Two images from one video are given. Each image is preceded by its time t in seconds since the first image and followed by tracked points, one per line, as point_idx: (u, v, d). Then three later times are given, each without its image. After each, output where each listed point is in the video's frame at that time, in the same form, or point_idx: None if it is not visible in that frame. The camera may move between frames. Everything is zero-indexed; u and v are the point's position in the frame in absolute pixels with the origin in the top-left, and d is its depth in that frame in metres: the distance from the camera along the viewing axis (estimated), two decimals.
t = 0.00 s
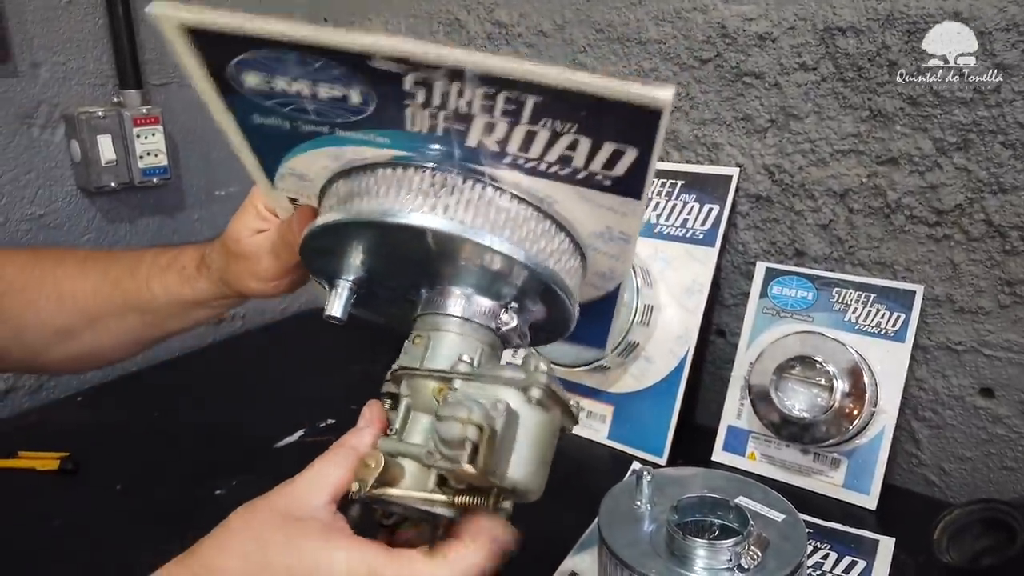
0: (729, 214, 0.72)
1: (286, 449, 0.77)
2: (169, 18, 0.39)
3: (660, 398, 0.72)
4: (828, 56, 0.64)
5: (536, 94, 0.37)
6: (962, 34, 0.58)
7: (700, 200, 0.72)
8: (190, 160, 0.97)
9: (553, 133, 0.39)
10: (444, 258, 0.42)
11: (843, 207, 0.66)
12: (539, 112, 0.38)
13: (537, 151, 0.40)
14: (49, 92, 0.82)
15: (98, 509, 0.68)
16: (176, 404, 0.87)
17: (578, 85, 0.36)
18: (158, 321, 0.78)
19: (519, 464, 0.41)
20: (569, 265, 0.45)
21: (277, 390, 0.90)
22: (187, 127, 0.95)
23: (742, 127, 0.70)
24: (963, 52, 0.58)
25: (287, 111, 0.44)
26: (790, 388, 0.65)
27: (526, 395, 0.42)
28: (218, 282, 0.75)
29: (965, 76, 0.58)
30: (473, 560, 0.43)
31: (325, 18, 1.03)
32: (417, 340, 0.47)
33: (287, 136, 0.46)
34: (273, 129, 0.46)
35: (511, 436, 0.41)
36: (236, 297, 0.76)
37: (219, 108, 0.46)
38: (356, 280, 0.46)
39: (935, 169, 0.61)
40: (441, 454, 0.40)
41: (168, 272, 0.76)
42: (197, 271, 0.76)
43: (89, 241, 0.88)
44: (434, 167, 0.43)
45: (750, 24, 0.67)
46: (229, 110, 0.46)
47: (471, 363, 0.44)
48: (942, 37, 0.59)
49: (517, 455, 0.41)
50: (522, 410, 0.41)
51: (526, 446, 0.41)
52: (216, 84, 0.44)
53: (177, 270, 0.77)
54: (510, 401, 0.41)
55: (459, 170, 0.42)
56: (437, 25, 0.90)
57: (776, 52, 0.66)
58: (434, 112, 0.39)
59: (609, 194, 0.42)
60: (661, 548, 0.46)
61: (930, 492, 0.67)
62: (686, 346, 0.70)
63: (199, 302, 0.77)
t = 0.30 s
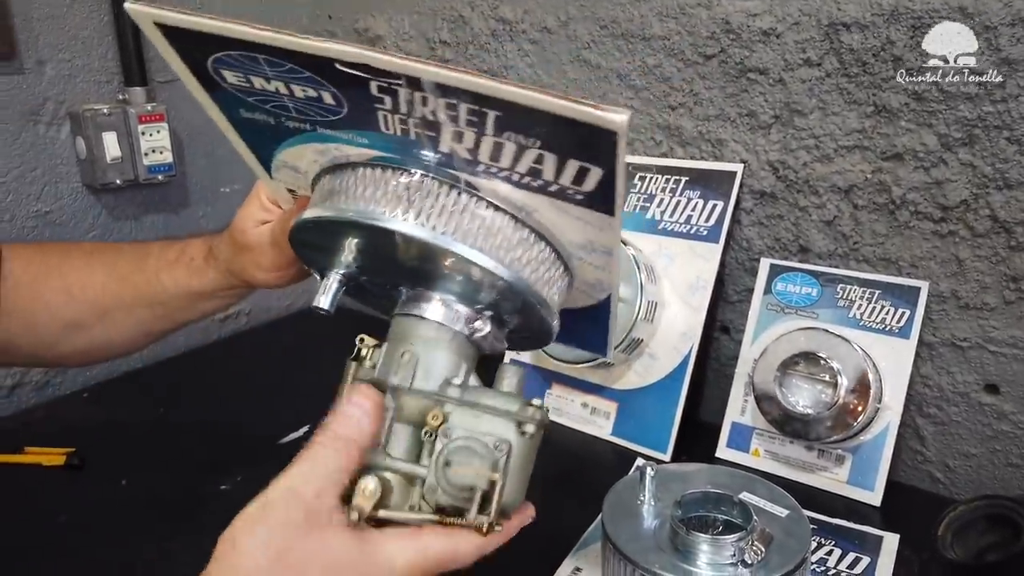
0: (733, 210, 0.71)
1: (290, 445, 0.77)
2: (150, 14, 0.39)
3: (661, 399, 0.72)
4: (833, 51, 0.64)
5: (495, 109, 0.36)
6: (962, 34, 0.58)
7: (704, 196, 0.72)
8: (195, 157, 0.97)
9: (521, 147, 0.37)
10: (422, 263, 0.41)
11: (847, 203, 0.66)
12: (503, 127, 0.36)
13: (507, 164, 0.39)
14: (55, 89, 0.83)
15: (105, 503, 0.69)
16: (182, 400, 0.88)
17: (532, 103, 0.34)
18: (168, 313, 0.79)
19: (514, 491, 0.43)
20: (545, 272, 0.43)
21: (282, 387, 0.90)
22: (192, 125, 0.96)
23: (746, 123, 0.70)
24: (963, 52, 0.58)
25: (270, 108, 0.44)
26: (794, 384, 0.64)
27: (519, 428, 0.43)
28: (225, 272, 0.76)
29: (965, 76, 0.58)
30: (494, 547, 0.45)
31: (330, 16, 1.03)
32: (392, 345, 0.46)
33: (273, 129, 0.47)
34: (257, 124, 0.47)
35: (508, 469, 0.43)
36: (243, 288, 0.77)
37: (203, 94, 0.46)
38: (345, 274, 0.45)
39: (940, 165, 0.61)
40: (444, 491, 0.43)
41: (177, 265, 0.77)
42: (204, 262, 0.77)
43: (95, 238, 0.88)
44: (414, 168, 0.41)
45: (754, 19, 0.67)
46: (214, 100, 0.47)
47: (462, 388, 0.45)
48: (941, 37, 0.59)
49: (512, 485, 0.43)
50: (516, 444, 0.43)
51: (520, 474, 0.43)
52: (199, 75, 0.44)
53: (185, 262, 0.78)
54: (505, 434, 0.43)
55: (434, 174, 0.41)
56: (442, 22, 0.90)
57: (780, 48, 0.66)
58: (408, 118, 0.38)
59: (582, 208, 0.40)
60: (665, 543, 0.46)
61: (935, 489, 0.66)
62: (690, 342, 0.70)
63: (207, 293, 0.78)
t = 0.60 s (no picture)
0: (738, 209, 0.72)
1: (297, 442, 0.78)
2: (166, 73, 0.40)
3: (671, 391, 0.72)
4: (837, 51, 0.64)
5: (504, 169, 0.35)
6: (962, 34, 0.58)
7: (708, 195, 0.72)
8: (202, 156, 0.98)
9: (541, 204, 0.38)
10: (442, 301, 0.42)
11: (851, 203, 0.66)
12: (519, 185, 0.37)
13: (528, 213, 0.39)
14: (63, 89, 0.83)
15: (115, 499, 0.69)
16: (190, 398, 0.88)
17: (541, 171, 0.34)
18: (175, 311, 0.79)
19: (479, 502, 0.42)
20: (556, 302, 0.44)
21: (288, 384, 0.91)
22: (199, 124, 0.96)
23: (751, 122, 0.70)
24: (963, 52, 0.58)
25: (287, 150, 0.45)
26: (798, 383, 0.65)
27: (493, 439, 0.42)
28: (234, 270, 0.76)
29: (965, 76, 0.59)
30: (470, 566, 0.42)
31: (335, 15, 1.03)
32: (410, 367, 0.47)
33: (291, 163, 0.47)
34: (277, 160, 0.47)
35: (470, 476, 0.42)
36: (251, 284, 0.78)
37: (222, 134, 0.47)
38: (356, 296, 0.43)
39: (943, 164, 0.61)
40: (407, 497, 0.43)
41: (187, 264, 0.78)
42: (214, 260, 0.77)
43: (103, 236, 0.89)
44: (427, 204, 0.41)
45: (759, 19, 0.67)
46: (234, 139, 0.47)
47: (450, 400, 0.44)
48: (942, 37, 0.59)
49: (477, 497, 0.42)
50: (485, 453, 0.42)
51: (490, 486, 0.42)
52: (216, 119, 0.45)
53: (194, 261, 0.78)
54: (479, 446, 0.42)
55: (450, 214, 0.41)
56: (447, 21, 0.91)
57: (784, 47, 0.66)
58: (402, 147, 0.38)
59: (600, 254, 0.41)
60: (668, 540, 0.47)
61: (938, 487, 0.67)
62: (695, 341, 0.71)
63: (216, 290, 0.78)
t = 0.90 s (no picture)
0: (743, 208, 0.72)
1: (303, 440, 0.78)
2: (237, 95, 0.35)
3: (676, 390, 0.72)
4: (842, 50, 0.64)
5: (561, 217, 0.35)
6: (963, 34, 0.59)
7: (714, 194, 0.72)
8: (209, 155, 0.98)
9: (605, 248, 0.38)
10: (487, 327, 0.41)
11: (856, 202, 0.67)
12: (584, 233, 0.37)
13: (584, 256, 0.39)
14: (72, 88, 0.84)
15: (123, 496, 0.70)
16: (197, 396, 0.89)
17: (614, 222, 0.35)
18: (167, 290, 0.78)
19: (459, 490, 0.40)
20: (583, 318, 0.44)
21: (294, 382, 0.91)
22: (206, 123, 0.97)
23: (756, 122, 0.71)
24: (964, 52, 0.59)
25: (327, 169, 0.39)
26: (803, 382, 0.65)
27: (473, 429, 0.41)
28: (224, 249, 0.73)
29: (966, 76, 0.59)
30: (453, 557, 0.40)
31: (342, 15, 1.04)
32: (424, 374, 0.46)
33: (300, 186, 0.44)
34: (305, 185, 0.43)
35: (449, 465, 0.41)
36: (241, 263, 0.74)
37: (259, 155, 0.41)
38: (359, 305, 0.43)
39: (948, 163, 0.61)
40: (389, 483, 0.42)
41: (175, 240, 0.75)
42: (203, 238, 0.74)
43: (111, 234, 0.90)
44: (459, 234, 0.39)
45: (765, 19, 0.68)
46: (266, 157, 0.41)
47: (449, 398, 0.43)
48: (942, 37, 0.59)
49: (456, 483, 0.41)
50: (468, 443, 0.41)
51: (469, 474, 0.41)
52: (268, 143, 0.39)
53: (181, 239, 0.75)
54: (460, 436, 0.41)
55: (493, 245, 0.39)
56: (453, 21, 0.91)
57: (790, 47, 0.67)
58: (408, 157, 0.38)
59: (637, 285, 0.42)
60: (674, 537, 0.47)
61: (943, 486, 0.67)
62: (701, 339, 0.71)
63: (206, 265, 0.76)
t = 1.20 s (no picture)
0: (748, 207, 0.72)
1: (309, 438, 0.79)
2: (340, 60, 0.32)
3: (681, 389, 0.72)
4: (848, 50, 0.64)
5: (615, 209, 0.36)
6: (962, 34, 0.59)
7: (719, 194, 0.73)
8: (217, 154, 0.99)
9: (655, 259, 0.39)
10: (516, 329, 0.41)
11: (861, 201, 0.67)
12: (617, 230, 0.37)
13: (628, 266, 0.40)
14: (81, 88, 0.85)
15: (132, 492, 0.70)
16: (204, 393, 0.89)
17: (658, 220, 0.35)
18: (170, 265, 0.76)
19: (452, 499, 0.39)
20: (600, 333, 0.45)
21: (300, 380, 0.92)
22: (213, 122, 0.97)
23: (761, 122, 0.71)
24: (964, 51, 0.59)
25: (391, 150, 0.38)
26: (808, 380, 0.65)
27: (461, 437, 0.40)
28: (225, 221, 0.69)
29: (966, 75, 0.59)
30: (449, 570, 0.39)
31: (348, 15, 1.04)
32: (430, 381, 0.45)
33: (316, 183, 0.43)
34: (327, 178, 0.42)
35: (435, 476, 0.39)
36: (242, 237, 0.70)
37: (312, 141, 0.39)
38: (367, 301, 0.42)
39: (953, 163, 0.62)
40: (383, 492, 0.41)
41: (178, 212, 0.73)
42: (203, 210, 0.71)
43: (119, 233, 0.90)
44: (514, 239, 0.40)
45: (770, 19, 0.68)
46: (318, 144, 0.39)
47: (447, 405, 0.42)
48: (942, 37, 0.60)
49: (446, 493, 0.39)
50: (459, 452, 0.40)
51: (459, 484, 0.39)
52: (338, 125, 0.37)
53: (183, 210, 0.73)
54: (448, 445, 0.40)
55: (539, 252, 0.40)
56: (459, 20, 0.91)
57: (795, 47, 0.67)
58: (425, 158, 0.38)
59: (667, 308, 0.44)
60: (679, 534, 0.47)
61: (947, 485, 0.67)
62: (706, 338, 0.71)
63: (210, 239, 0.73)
